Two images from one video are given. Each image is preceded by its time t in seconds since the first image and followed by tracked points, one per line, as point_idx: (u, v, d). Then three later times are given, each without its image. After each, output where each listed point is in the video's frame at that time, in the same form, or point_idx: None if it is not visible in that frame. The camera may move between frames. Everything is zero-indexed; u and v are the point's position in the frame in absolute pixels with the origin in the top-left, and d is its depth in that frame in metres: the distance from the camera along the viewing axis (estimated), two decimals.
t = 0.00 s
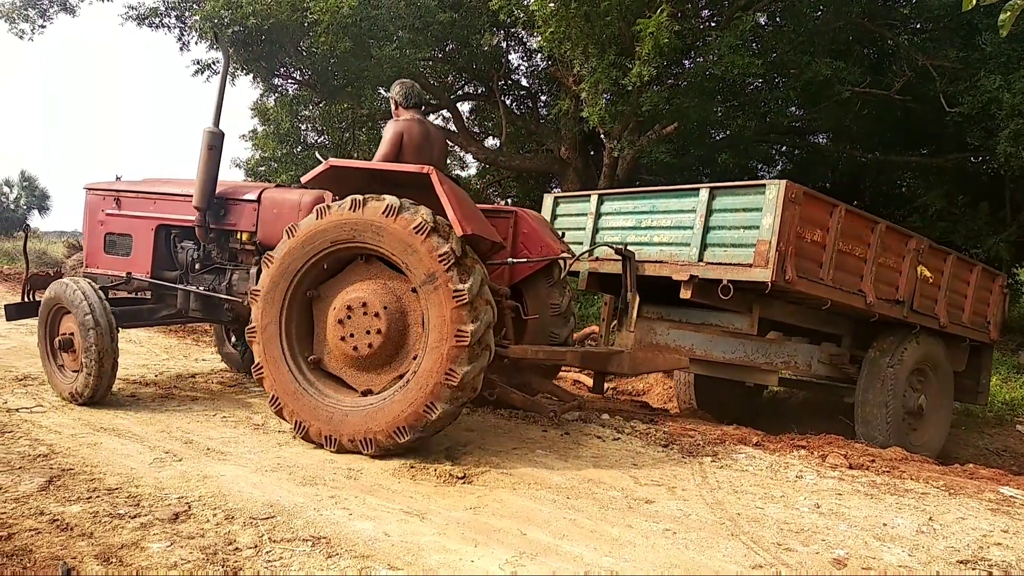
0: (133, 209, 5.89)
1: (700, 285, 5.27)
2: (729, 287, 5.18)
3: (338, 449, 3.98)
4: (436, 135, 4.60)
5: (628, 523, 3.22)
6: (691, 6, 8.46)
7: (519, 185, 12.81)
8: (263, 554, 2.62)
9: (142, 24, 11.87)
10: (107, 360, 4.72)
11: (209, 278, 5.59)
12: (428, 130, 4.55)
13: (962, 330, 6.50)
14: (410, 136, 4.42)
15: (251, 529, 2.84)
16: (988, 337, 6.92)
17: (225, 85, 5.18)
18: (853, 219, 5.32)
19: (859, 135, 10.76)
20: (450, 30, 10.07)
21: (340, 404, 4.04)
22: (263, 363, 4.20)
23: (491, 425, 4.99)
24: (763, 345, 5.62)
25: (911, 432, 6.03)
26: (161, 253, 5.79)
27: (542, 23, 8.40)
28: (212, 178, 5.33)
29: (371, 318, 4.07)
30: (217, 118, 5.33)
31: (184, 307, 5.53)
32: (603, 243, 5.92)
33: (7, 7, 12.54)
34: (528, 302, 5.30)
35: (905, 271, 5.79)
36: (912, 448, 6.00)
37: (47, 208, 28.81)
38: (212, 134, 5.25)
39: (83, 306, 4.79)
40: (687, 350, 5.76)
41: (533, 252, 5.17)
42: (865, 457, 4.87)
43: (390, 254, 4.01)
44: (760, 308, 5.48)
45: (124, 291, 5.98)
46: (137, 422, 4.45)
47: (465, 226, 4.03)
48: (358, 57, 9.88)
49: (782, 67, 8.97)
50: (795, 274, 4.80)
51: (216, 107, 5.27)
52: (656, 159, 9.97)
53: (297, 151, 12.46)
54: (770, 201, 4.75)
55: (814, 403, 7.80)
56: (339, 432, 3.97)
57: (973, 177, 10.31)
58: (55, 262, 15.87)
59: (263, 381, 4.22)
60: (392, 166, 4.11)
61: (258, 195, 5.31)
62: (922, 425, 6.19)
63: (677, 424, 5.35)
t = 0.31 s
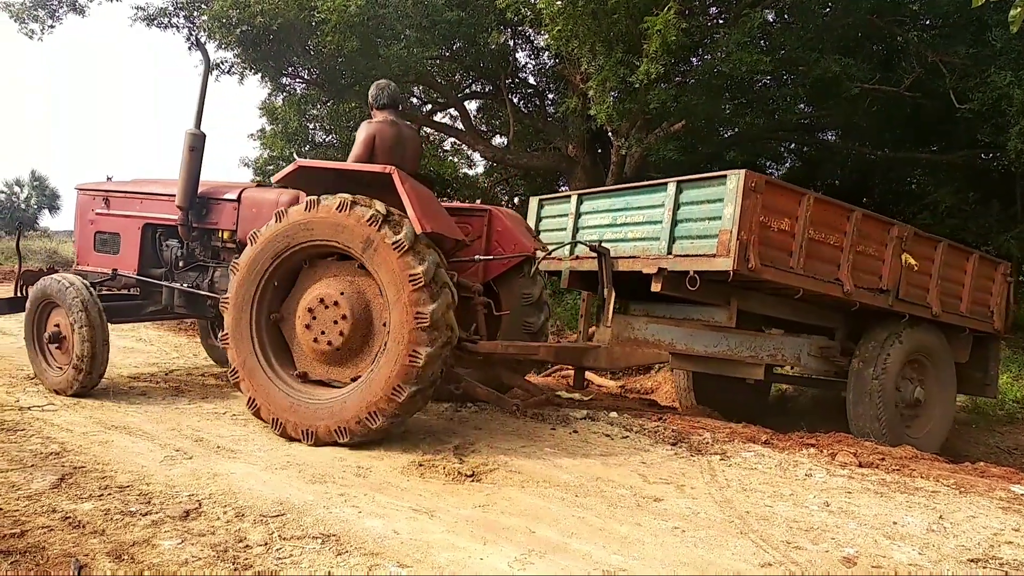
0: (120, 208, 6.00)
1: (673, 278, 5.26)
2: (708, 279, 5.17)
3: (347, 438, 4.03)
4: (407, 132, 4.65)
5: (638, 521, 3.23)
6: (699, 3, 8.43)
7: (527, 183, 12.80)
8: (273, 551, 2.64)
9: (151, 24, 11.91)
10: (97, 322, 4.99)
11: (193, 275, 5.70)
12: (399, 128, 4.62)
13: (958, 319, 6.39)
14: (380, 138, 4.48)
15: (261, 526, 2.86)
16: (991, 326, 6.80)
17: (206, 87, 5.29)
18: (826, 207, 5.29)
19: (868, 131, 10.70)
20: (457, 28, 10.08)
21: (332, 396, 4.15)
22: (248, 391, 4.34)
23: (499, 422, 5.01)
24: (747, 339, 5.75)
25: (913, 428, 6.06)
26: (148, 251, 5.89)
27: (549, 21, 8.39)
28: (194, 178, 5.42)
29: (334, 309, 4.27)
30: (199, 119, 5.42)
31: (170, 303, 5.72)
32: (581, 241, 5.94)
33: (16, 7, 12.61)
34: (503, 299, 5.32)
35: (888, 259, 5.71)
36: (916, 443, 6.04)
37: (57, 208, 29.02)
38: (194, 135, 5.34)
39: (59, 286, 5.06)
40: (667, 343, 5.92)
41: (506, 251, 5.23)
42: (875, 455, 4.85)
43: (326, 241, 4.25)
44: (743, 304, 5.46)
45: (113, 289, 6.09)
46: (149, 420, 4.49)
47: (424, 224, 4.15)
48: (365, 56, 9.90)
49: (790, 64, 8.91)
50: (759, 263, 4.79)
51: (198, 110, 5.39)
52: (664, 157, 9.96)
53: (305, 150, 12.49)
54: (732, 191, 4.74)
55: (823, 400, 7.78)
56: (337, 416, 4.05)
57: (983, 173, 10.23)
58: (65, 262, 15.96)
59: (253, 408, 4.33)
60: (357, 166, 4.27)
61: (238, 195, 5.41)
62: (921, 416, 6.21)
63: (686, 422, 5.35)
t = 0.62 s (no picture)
0: (128, 208, 6.40)
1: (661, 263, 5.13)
2: (696, 263, 5.13)
3: (376, 389, 4.17)
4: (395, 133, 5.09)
5: (668, 516, 3.23)
6: None
7: (553, 177, 12.78)
8: (308, 544, 2.69)
9: (181, 25, 12.11)
10: (95, 291, 5.37)
11: (196, 271, 6.07)
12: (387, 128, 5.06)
13: (973, 297, 6.10)
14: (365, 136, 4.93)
15: (296, 519, 2.92)
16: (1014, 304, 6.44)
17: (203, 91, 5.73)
18: (812, 185, 5.14)
19: (902, 121, 10.48)
20: (482, 23, 10.09)
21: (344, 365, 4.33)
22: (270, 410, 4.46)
23: (527, 417, 5.03)
24: (746, 324, 5.66)
25: (936, 416, 5.94)
26: (154, 248, 6.27)
27: (575, 14, 8.36)
28: (194, 178, 5.80)
29: (311, 302, 4.54)
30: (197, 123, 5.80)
31: (175, 298, 6.07)
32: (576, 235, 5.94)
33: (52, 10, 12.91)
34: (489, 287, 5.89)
35: (884, 236, 5.51)
36: (943, 429, 5.95)
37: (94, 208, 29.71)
38: (192, 137, 5.74)
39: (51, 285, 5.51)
40: (661, 331, 5.40)
41: (493, 242, 5.82)
42: (910, 450, 4.77)
43: (278, 247, 4.63)
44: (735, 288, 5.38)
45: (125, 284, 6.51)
46: (186, 415, 4.60)
47: (399, 220, 4.36)
48: (391, 53, 9.95)
49: (820, 53, 8.76)
50: (735, 241, 4.69)
51: (195, 114, 5.80)
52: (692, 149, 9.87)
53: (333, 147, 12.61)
54: (703, 170, 4.65)
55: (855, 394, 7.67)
56: (356, 374, 4.23)
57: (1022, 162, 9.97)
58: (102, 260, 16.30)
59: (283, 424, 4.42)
60: (336, 166, 4.58)
61: (236, 193, 5.78)
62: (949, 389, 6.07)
63: (716, 416, 5.32)
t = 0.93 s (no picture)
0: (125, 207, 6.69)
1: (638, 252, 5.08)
2: (669, 253, 5.10)
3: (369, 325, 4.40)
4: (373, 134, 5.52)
5: (686, 514, 3.22)
6: None
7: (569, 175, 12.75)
8: (326, 540, 2.72)
9: (199, 26, 12.22)
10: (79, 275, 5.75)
11: (189, 267, 6.40)
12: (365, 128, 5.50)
13: (967, 282, 5.86)
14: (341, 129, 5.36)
15: (314, 516, 2.95)
16: (1014, 290, 6.16)
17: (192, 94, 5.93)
18: (784, 171, 5.04)
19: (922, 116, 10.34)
20: (498, 21, 10.10)
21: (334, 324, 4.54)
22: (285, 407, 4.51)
23: (543, 414, 5.03)
24: (730, 314, 5.55)
25: (939, 403, 5.81)
26: (149, 245, 6.56)
27: (591, 11, 8.34)
28: (183, 178, 6.04)
29: (283, 299, 4.78)
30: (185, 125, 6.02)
31: (169, 294, 6.36)
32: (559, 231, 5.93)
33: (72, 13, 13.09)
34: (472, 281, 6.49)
35: (864, 221, 5.34)
36: (949, 413, 5.82)
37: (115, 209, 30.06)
38: (181, 139, 5.96)
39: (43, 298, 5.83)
40: (643, 323, 5.30)
41: (473, 236, 6.47)
42: (931, 448, 4.72)
43: (237, 266, 4.90)
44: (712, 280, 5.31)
45: (122, 280, 6.78)
46: (205, 413, 4.65)
47: (367, 217, 4.59)
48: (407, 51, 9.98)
49: (838, 47, 8.66)
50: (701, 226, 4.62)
51: (184, 117, 6.02)
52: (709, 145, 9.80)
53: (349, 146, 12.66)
54: (665, 157, 4.62)
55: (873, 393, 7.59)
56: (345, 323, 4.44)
57: None
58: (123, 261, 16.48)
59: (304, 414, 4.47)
60: (311, 165, 4.89)
61: (223, 192, 6.06)
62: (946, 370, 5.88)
63: (733, 414, 5.29)
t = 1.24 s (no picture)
0: (123, 205, 6.91)
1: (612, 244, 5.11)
2: (641, 245, 5.14)
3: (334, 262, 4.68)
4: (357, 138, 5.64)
5: (700, 513, 3.21)
6: None
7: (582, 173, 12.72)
8: (340, 538, 2.74)
9: (215, 26, 12.31)
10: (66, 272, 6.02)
11: (180, 263, 6.59)
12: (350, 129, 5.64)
13: (956, 271, 5.71)
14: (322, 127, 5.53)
15: (328, 514, 2.97)
16: (1010, 278, 5.99)
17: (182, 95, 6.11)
18: (754, 160, 5.02)
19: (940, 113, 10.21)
20: (511, 19, 10.10)
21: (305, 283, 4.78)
22: (290, 383, 4.63)
23: (556, 413, 5.02)
24: (710, 306, 5.52)
25: (938, 388, 5.73)
26: (143, 242, 6.76)
27: (604, 8, 8.32)
28: (175, 177, 6.28)
29: (256, 292, 5.01)
30: (177, 125, 6.23)
31: (161, 289, 6.63)
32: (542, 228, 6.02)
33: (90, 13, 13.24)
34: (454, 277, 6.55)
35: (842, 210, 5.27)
36: (953, 393, 5.73)
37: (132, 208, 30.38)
38: (172, 139, 6.18)
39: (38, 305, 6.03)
40: (621, 316, 5.32)
41: (452, 233, 6.55)
42: (947, 448, 4.67)
43: (208, 288, 5.18)
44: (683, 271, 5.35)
45: (120, 276, 7.00)
46: (220, 411, 4.69)
47: (338, 213, 4.84)
48: (421, 49, 9.99)
49: (854, 44, 8.57)
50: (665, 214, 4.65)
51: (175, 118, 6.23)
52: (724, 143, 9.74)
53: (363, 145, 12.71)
54: (627, 149, 4.67)
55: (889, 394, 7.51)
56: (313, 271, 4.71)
57: None
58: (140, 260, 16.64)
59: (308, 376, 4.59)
60: (287, 163, 5.16)
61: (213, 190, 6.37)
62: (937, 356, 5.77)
63: (747, 414, 5.26)
